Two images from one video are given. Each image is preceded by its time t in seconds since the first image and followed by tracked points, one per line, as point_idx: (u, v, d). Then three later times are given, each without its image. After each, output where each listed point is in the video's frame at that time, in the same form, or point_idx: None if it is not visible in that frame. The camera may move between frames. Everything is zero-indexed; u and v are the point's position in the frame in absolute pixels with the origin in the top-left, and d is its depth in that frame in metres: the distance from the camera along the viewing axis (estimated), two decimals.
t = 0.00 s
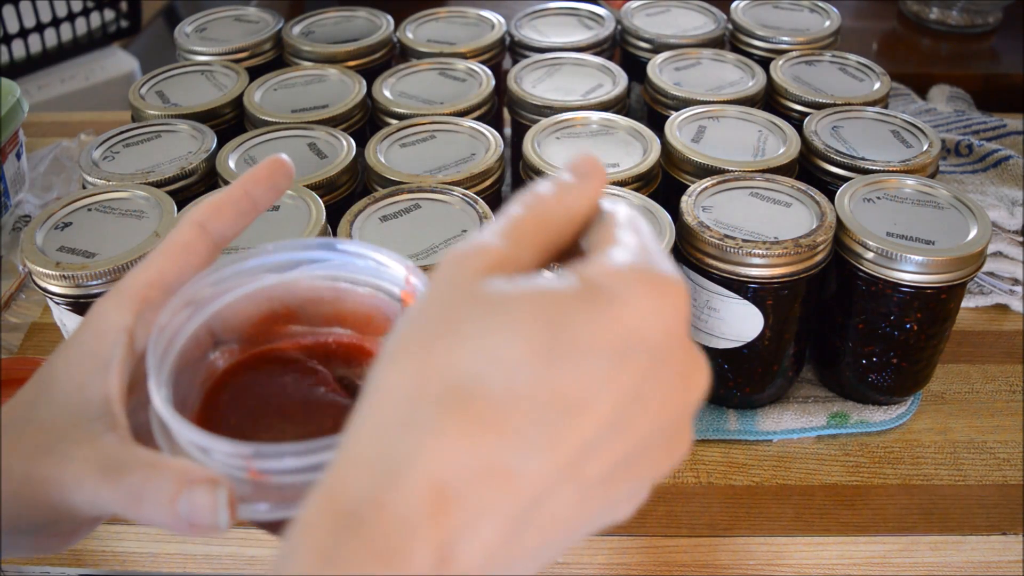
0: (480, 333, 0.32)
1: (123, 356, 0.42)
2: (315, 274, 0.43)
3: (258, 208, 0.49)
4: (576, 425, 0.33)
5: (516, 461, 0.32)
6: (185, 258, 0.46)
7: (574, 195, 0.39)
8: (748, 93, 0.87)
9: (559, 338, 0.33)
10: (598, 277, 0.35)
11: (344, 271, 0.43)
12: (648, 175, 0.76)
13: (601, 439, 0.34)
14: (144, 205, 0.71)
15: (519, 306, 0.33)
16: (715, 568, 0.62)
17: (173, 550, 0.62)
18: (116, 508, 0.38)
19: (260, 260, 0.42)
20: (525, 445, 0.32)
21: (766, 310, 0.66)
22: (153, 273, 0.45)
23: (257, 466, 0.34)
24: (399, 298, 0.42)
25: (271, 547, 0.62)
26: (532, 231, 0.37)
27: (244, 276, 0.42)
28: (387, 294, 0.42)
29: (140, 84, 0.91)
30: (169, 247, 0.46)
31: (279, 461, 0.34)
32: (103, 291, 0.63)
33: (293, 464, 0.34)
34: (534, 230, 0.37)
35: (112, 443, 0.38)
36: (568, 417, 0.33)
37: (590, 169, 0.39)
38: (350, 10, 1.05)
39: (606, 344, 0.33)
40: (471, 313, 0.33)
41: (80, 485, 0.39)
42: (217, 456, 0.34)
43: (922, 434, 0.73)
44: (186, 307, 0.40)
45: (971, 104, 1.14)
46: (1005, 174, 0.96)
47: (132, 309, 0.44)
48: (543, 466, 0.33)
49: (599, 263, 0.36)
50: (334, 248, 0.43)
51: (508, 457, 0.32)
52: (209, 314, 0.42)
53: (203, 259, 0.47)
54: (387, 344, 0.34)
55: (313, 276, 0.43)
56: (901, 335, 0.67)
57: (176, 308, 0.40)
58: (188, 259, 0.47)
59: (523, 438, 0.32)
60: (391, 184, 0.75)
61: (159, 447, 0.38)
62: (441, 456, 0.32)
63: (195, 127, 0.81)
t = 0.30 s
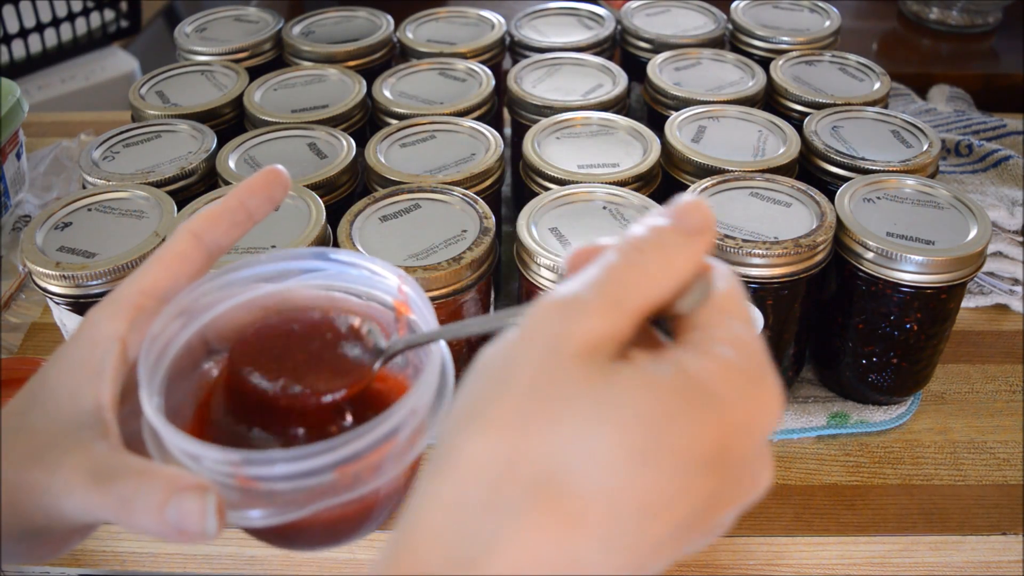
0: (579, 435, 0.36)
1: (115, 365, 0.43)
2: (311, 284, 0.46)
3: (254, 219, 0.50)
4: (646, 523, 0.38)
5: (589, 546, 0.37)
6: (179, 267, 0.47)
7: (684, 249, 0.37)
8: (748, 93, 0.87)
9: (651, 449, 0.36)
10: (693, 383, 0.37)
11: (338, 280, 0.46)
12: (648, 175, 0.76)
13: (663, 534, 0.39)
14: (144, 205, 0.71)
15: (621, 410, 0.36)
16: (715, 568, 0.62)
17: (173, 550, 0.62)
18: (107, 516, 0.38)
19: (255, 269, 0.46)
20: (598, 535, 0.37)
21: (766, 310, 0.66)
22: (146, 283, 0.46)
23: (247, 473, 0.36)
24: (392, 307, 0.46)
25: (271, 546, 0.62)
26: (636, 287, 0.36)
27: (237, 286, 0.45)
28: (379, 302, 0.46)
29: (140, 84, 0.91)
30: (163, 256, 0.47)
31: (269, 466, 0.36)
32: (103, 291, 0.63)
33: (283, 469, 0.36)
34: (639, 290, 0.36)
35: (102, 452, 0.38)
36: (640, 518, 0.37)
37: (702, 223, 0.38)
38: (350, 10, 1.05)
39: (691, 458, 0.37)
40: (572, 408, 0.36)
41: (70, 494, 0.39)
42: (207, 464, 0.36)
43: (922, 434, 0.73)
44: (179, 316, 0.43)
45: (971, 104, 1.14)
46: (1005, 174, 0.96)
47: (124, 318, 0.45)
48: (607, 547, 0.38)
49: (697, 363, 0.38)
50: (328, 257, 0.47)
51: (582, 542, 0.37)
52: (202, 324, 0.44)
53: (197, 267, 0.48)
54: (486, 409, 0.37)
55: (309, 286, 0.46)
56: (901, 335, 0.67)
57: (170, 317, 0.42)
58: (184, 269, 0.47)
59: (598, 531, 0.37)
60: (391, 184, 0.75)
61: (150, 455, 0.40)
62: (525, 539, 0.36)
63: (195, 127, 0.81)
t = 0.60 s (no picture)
0: (582, 436, 0.36)
1: (112, 361, 0.43)
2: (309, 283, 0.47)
3: (251, 217, 0.51)
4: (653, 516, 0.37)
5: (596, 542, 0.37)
6: (181, 265, 0.48)
7: (687, 210, 0.35)
8: (748, 93, 0.87)
9: (657, 443, 0.36)
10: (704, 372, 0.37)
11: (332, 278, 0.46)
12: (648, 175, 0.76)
13: (671, 523, 0.39)
14: (144, 205, 0.71)
15: (626, 407, 0.36)
16: (715, 568, 0.62)
17: (174, 550, 0.62)
18: (103, 511, 0.38)
19: (254, 267, 0.46)
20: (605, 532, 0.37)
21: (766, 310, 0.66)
22: (144, 281, 0.46)
23: (243, 466, 0.36)
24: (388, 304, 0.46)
25: (271, 546, 0.62)
26: (643, 260, 0.35)
27: (233, 284, 0.46)
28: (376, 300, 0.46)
29: (140, 84, 0.91)
30: (162, 255, 0.47)
31: (265, 459, 0.36)
32: (103, 291, 0.63)
33: (279, 463, 0.36)
34: (648, 270, 0.35)
35: (100, 448, 0.38)
36: (648, 512, 0.37)
37: (719, 172, 0.36)
38: (351, 11, 1.05)
39: (697, 448, 0.37)
40: (572, 408, 0.36)
41: (67, 489, 0.39)
42: (202, 458, 0.36)
43: (922, 434, 0.73)
44: (176, 315, 0.42)
45: (971, 104, 1.14)
46: (1005, 174, 0.96)
47: (122, 315, 0.45)
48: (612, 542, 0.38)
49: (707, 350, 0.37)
50: (324, 256, 0.46)
51: (589, 539, 0.37)
52: (198, 323, 0.44)
53: (194, 265, 0.49)
54: (487, 411, 0.37)
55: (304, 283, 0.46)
56: (901, 335, 0.67)
57: (165, 315, 0.42)
58: (181, 266, 0.48)
59: (604, 529, 0.37)
60: (391, 184, 0.75)
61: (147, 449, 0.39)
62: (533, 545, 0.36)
63: (195, 127, 0.81)
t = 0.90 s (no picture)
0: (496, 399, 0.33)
1: (112, 356, 0.43)
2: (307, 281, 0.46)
3: (252, 214, 0.52)
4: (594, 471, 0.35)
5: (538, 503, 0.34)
6: (179, 260, 0.48)
7: (563, 137, 0.35)
8: (748, 93, 0.87)
9: (572, 383, 0.34)
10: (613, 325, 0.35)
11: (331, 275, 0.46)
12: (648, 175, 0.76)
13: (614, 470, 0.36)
14: (144, 205, 0.71)
15: (531, 356, 0.34)
16: (715, 567, 0.62)
17: (174, 550, 0.62)
18: (103, 506, 0.38)
19: (254, 265, 0.46)
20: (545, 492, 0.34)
21: (766, 310, 0.66)
22: (144, 278, 0.46)
23: (242, 461, 0.35)
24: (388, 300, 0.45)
25: (271, 547, 0.62)
26: (530, 201, 0.35)
27: (233, 282, 0.45)
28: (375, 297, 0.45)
29: (140, 84, 0.91)
30: (163, 252, 0.47)
31: (265, 453, 0.35)
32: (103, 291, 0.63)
33: (280, 457, 0.35)
34: (535, 209, 0.35)
35: (101, 443, 0.38)
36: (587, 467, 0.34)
37: (589, 86, 0.36)
38: (351, 11, 1.05)
39: (623, 384, 0.34)
40: (484, 373, 0.34)
41: (68, 485, 0.39)
42: (202, 454, 0.35)
43: (922, 434, 0.73)
44: (176, 312, 0.42)
45: (971, 104, 1.14)
46: (1005, 174, 0.96)
47: (122, 311, 0.45)
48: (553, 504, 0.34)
49: (615, 285, 0.35)
50: (325, 253, 0.46)
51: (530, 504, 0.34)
52: (199, 320, 0.44)
53: (194, 262, 0.49)
54: (397, 387, 0.34)
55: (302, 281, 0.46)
56: (901, 335, 0.67)
57: (166, 313, 0.42)
58: (182, 263, 0.48)
59: (543, 482, 0.34)
60: (391, 184, 0.75)
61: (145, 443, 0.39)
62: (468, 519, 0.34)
63: (195, 127, 0.81)
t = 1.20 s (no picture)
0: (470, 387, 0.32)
1: (107, 371, 0.43)
2: (304, 293, 0.45)
3: (250, 228, 0.49)
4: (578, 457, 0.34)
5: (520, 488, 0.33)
6: (180, 273, 0.47)
7: (524, 185, 0.34)
8: (748, 92, 0.87)
9: (551, 380, 0.33)
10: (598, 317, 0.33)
11: (330, 288, 0.44)
12: (649, 175, 0.76)
13: (595, 458, 0.34)
14: (144, 205, 0.71)
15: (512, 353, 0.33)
16: (714, 567, 0.62)
17: (174, 550, 0.62)
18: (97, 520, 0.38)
19: (251, 280, 0.44)
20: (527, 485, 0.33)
21: (766, 310, 0.66)
22: (143, 290, 0.46)
23: (238, 476, 0.34)
24: (388, 314, 0.43)
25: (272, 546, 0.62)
26: (507, 235, 0.33)
27: (232, 294, 0.43)
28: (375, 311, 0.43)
29: (140, 84, 0.91)
30: (160, 264, 0.46)
31: (262, 468, 0.34)
32: (103, 291, 0.63)
33: (276, 471, 0.34)
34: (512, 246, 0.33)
35: (95, 458, 0.38)
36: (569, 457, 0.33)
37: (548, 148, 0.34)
38: (350, 11, 1.05)
39: (598, 367, 0.33)
40: (455, 364, 0.33)
41: (63, 498, 0.39)
42: (197, 469, 0.34)
43: (922, 434, 0.73)
44: (173, 324, 0.41)
45: (971, 104, 1.14)
46: (1005, 174, 0.96)
47: (119, 324, 0.45)
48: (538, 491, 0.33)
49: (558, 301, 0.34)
50: (324, 266, 0.45)
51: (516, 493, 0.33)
52: (198, 333, 0.42)
53: (194, 275, 0.47)
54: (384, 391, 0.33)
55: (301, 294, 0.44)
56: (901, 335, 0.68)
57: (162, 326, 0.40)
58: (181, 278, 0.47)
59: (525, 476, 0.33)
60: (391, 184, 0.75)
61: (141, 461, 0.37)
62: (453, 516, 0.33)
63: (195, 127, 0.81)
